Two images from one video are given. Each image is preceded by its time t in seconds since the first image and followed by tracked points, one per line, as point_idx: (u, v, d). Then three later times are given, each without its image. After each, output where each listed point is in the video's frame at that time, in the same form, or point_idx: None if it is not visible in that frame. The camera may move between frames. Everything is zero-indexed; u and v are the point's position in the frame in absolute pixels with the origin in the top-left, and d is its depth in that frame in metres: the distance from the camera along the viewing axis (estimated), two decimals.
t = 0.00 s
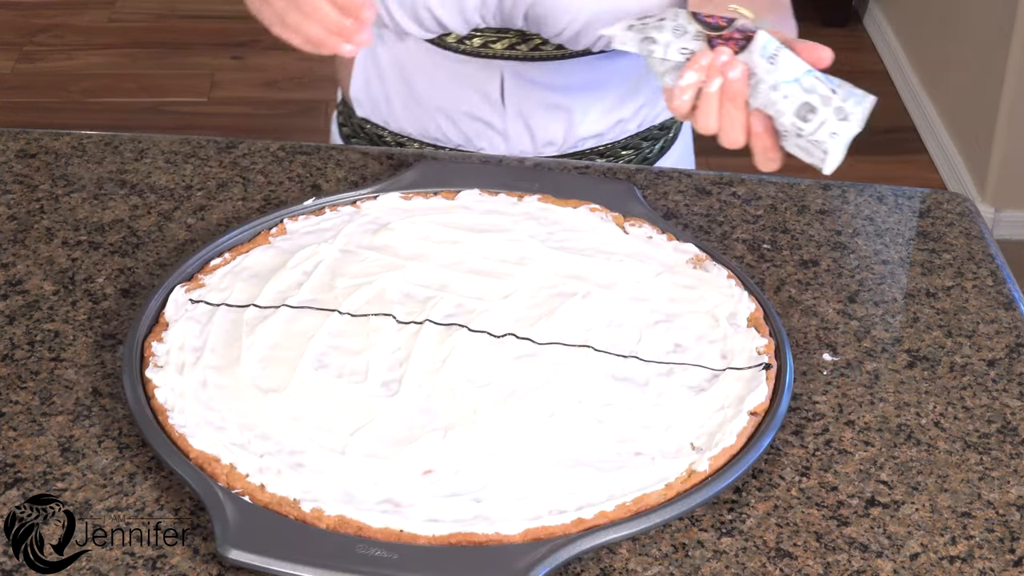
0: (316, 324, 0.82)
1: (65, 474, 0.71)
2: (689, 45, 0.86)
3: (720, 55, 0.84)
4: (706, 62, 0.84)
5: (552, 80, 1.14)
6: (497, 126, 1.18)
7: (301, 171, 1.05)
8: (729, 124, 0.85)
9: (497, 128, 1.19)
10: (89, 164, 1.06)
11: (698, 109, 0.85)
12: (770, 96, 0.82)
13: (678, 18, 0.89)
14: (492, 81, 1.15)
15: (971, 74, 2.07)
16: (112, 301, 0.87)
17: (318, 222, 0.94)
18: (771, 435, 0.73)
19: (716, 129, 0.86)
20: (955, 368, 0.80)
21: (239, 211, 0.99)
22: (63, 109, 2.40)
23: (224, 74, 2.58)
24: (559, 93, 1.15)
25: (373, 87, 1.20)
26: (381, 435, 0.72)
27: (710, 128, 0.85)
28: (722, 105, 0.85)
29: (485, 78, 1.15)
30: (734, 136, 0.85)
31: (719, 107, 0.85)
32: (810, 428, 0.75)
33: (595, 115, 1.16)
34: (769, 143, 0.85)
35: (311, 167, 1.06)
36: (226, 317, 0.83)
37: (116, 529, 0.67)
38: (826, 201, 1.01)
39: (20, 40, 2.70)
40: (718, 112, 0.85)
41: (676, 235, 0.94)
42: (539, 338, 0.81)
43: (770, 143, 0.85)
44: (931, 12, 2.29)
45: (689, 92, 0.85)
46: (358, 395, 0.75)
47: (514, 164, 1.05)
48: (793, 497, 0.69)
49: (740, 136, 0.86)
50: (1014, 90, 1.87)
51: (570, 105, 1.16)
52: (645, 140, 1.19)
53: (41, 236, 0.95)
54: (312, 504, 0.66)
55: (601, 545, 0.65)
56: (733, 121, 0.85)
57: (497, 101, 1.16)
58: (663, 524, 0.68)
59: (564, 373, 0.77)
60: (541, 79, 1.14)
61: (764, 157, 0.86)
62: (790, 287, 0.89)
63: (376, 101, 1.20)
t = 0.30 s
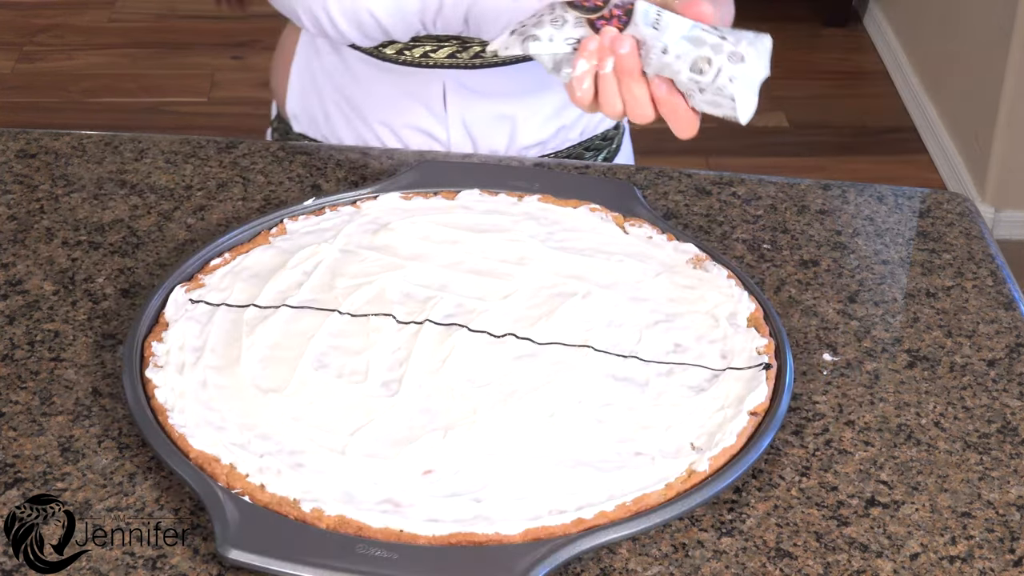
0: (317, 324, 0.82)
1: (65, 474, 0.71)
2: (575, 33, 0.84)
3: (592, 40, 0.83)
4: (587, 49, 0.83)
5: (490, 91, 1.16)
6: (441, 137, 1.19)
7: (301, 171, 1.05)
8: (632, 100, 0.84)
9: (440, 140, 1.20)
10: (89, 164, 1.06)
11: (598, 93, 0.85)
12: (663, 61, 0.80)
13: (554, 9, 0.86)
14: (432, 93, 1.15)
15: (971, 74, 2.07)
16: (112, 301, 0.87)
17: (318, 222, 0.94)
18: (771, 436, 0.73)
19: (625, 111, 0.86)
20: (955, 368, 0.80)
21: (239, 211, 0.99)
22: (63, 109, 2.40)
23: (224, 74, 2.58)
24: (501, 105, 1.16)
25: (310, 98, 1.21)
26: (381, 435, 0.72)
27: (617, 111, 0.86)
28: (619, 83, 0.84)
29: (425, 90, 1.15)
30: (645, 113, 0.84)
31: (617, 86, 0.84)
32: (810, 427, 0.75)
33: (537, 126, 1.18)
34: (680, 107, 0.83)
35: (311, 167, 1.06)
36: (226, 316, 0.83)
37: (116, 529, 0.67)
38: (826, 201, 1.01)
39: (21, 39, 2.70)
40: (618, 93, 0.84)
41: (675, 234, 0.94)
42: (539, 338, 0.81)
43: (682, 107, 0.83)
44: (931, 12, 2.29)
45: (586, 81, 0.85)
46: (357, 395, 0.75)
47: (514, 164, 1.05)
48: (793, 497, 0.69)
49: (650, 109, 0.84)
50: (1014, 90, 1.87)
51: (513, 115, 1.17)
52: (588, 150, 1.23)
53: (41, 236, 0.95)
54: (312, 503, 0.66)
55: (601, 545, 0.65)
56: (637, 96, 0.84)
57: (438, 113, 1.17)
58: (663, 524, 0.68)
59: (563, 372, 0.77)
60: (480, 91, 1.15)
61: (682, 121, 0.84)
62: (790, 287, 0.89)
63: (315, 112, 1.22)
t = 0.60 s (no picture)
0: (317, 324, 0.82)
1: (65, 474, 0.71)
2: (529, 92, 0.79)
3: (551, 97, 0.71)
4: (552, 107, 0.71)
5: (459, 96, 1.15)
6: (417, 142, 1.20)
7: (301, 171, 1.05)
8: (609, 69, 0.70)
9: (417, 143, 1.20)
10: (90, 164, 1.06)
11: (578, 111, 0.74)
12: (599, 7, 0.69)
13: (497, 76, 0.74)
14: (406, 96, 1.16)
15: (971, 74, 2.07)
16: (112, 301, 0.87)
17: (318, 222, 0.94)
18: (771, 436, 0.73)
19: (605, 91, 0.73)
20: (955, 368, 0.80)
21: (238, 211, 0.99)
22: (63, 109, 2.40)
23: (224, 74, 2.58)
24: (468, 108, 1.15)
25: (283, 107, 1.21)
26: (381, 435, 0.72)
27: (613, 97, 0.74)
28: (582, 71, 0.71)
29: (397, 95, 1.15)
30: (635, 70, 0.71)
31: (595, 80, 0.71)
32: (810, 428, 0.75)
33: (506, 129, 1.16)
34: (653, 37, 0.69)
35: (311, 167, 1.06)
36: (227, 316, 0.83)
37: (116, 529, 0.67)
38: (826, 201, 1.01)
39: (21, 39, 2.70)
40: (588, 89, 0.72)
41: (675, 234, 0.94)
42: (539, 338, 0.81)
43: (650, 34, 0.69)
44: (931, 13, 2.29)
45: (568, 98, 0.72)
46: (357, 395, 0.75)
47: (513, 164, 1.05)
48: (793, 497, 0.69)
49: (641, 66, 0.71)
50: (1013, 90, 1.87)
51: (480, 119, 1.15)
52: (560, 145, 1.22)
53: (41, 237, 0.95)
54: (312, 503, 0.66)
55: (602, 545, 0.65)
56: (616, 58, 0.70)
57: (414, 117, 1.17)
58: (664, 524, 0.68)
59: (563, 372, 0.77)
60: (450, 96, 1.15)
61: (666, 38, 0.69)
62: (789, 287, 0.89)
63: (288, 121, 1.21)
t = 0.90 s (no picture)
0: (317, 324, 0.82)
1: (65, 474, 0.71)
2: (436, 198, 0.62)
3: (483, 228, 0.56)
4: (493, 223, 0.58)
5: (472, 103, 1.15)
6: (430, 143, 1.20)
7: (301, 171, 1.05)
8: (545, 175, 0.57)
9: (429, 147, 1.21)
10: (89, 164, 1.06)
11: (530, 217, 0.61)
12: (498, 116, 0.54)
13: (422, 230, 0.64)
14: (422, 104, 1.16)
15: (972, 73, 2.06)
16: (112, 301, 0.87)
17: (318, 222, 0.94)
18: (771, 435, 0.73)
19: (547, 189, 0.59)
20: (955, 368, 0.80)
21: (239, 211, 0.99)
22: (63, 109, 2.40)
23: (224, 74, 2.58)
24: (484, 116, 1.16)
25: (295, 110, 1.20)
26: (381, 435, 0.72)
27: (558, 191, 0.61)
28: (517, 185, 0.57)
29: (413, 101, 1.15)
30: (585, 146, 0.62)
31: (536, 203, 0.60)
32: (810, 428, 0.75)
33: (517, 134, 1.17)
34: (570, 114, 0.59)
35: (311, 167, 1.06)
36: (227, 316, 0.83)
37: (117, 529, 0.67)
38: (826, 201, 1.01)
39: (20, 39, 2.70)
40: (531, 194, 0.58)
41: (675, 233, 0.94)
42: (539, 338, 0.81)
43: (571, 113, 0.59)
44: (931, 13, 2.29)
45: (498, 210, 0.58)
46: (357, 395, 0.75)
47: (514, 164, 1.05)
48: (793, 497, 0.69)
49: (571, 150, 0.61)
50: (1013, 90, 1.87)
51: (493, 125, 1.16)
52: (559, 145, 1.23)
53: (41, 236, 0.95)
54: (312, 503, 0.66)
55: (602, 544, 0.65)
56: (551, 164, 0.56)
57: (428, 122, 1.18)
58: (663, 524, 0.68)
59: (564, 372, 0.78)
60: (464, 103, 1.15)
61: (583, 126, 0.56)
62: (789, 288, 0.89)
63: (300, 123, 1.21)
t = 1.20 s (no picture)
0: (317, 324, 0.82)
1: (65, 474, 0.71)
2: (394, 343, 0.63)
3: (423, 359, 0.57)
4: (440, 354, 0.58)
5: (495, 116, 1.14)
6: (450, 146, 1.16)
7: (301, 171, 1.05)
8: (468, 311, 0.55)
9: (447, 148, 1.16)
10: (89, 164, 1.06)
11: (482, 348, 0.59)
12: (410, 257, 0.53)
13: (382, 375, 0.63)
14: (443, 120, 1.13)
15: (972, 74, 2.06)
16: (112, 301, 0.87)
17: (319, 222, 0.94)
18: (771, 435, 0.73)
19: (483, 319, 0.57)
20: (955, 368, 0.80)
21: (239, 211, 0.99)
22: (63, 110, 2.39)
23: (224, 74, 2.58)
24: (506, 128, 1.15)
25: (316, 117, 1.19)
26: (381, 435, 0.72)
27: (507, 318, 0.58)
28: (442, 321, 0.56)
29: (433, 119, 1.13)
30: (556, 227, 0.65)
31: (474, 337, 0.58)
32: (810, 428, 0.75)
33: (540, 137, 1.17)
34: (527, 209, 0.62)
35: (311, 167, 1.06)
36: (227, 316, 0.83)
37: (117, 529, 0.67)
38: (826, 201, 1.02)
39: (20, 39, 2.70)
40: (461, 329, 0.56)
41: (675, 233, 0.94)
42: (539, 338, 0.81)
43: (527, 206, 0.62)
44: (931, 14, 2.30)
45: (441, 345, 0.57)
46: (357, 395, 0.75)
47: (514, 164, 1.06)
48: (793, 497, 0.69)
49: (541, 237, 0.64)
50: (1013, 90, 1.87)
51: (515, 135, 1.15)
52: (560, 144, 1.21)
53: (41, 236, 0.95)
54: (312, 503, 0.66)
55: (602, 545, 0.65)
56: (469, 300, 0.54)
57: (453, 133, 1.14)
58: (663, 524, 0.67)
59: (564, 372, 0.78)
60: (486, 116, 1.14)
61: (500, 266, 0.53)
62: (790, 288, 0.89)
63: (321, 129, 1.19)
